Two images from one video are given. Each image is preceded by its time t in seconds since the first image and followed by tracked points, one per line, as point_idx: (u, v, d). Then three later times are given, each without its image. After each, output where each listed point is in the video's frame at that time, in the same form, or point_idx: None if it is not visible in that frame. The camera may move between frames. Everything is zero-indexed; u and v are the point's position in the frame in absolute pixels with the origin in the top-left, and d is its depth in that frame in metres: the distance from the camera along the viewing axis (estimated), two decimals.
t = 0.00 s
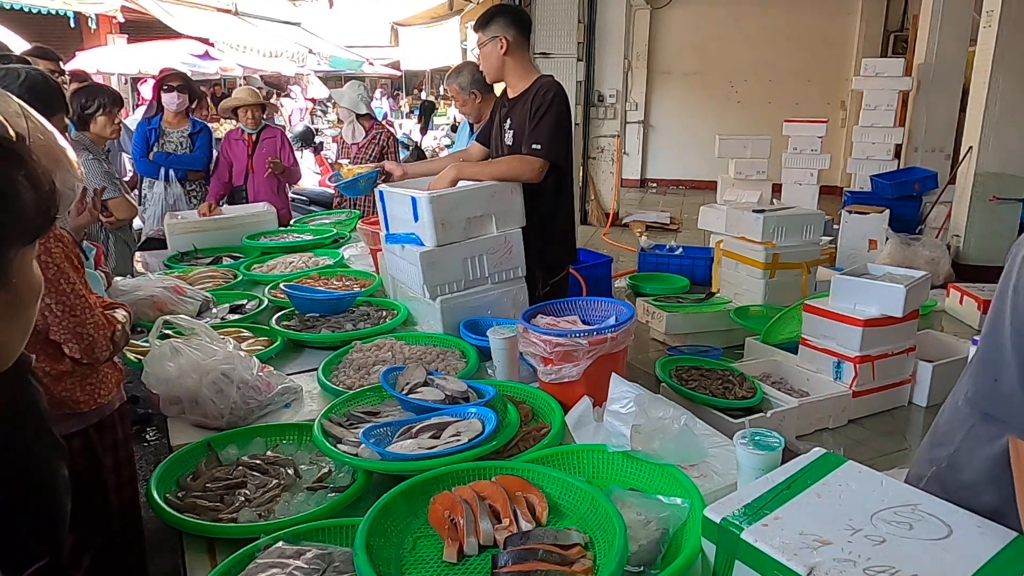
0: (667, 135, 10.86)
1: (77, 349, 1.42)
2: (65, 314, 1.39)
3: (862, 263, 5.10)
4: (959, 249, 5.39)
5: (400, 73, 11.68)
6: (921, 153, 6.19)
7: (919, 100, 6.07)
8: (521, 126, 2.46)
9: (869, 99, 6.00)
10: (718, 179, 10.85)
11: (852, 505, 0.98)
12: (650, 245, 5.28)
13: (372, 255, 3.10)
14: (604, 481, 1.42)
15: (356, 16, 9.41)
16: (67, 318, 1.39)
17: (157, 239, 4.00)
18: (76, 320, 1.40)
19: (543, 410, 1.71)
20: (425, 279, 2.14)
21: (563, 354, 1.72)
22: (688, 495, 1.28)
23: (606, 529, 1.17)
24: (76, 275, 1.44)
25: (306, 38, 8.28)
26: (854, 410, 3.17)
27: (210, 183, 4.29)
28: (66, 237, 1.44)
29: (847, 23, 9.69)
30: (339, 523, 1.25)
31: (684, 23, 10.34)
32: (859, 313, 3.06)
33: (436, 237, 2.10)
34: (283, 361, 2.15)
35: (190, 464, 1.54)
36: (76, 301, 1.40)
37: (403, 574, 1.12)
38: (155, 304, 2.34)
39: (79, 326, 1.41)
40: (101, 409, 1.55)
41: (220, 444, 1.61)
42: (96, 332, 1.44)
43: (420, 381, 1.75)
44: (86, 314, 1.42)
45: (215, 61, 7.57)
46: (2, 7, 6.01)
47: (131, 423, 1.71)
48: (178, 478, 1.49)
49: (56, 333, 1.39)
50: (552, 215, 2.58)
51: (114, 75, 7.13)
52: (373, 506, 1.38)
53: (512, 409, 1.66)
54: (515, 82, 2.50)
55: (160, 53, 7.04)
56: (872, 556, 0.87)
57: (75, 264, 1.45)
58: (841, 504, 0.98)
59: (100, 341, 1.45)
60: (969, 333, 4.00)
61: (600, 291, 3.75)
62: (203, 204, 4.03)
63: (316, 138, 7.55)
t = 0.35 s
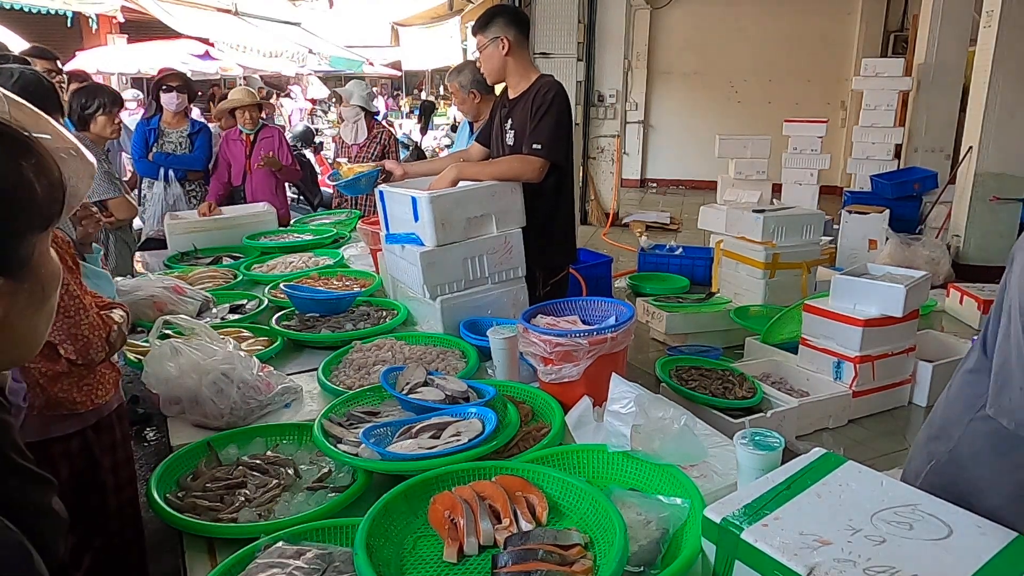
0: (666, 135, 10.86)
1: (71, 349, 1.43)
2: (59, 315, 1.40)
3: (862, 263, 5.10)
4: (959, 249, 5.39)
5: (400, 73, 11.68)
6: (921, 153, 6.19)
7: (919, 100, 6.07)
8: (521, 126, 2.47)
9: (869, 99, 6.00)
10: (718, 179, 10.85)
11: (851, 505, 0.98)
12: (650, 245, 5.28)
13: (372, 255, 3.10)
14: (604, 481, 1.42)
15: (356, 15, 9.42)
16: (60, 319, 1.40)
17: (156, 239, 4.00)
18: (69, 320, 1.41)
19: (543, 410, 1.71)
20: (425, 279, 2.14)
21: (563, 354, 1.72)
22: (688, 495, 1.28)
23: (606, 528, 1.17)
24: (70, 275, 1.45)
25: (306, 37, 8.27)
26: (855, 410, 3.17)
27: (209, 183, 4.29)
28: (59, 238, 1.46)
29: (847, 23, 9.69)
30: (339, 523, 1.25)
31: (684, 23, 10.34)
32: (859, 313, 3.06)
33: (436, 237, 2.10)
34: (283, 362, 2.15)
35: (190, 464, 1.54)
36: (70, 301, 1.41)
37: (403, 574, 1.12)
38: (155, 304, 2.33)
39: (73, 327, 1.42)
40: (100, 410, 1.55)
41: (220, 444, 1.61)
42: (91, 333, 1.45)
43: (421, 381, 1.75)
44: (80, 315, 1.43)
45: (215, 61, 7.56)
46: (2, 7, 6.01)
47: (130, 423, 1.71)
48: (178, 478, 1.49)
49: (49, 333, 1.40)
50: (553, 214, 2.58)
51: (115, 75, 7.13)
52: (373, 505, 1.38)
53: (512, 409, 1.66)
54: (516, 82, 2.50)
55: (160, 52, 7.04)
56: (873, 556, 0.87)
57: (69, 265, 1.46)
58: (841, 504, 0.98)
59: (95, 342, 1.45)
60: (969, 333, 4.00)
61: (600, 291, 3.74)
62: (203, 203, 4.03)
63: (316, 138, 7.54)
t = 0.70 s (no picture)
0: (666, 135, 10.86)
1: (67, 350, 1.41)
2: (53, 316, 1.39)
3: (862, 263, 5.10)
4: (960, 249, 5.38)
5: (401, 73, 11.68)
6: (922, 153, 6.18)
7: (919, 100, 6.07)
8: (522, 125, 2.47)
9: (869, 99, 6.00)
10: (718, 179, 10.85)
11: (852, 505, 0.98)
12: (650, 245, 5.28)
13: (372, 255, 3.10)
14: (604, 481, 1.42)
15: (356, 15, 9.42)
16: (55, 320, 1.39)
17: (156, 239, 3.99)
18: (65, 321, 1.40)
19: (543, 410, 1.71)
20: (425, 279, 2.14)
21: (563, 354, 1.72)
22: (688, 495, 1.28)
23: (606, 529, 1.17)
24: (65, 276, 1.44)
25: (306, 37, 8.27)
26: (854, 410, 3.17)
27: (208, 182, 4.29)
28: (55, 238, 1.44)
29: (847, 23, 9.69)
30: (339, 523, 1.25)
31: (684, 23, 10.34)
32: (859, 313, 3.06)
33: (436, 237, 2.10)
34: (283, 362, 2.15)
35: (190, 464, 1.54)
36: (64, 302, 1.40)
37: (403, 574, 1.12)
38: (155, 304, 2.34)
39: (68, 328, 1.40)
40: (96, 411, 1.55)
41: (220, 444, 1.61)
42: (86, 335, 1.43)
43: (421, 381, 1.75)
44: (75, 316, 1.42)
45: (215, 61, 7.56)
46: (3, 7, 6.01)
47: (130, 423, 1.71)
48: (179, 477, 1.49)
49: (45, 334, 1.39)
50: (553, 214, 2.57)
51: (115, 76, 7.13)
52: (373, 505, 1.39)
53: (512, 409, 1.66)
54: (518, 81, 2.50)
55: (159, 52, 7.04)
56: (873, 556, 0.87)
57: (64, 266, 1.45)
58: (841, 504, 0.98)
59: (90, 343, 1.44)
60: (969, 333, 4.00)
61: (600, 291, 3.74)
62: (202, 203, 4.02)
63: (316, 138, 7.54)
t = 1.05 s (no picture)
0: (666, 135, 10.87)
1: (72, 350, 1.40)
2: (61, 316, 1.37)
3: (862, 263, 5.09)
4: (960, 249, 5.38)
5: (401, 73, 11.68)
6: (921, 153, 6.17)
7: (919, 100, 6.07)
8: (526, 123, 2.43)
9: (869, 99, 6.00)
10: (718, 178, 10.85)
11: (852, 505, 0.98)
12: (650, 245, 5.28)
13: (372, 255, 3.10)
14: (604, 481, 1.42)
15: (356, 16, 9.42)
16: (62, 320, 1.37)
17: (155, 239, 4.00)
18: (72, 321, 1.38)
19: (543, 410, 1.71)
20: (425, 279, 2.14)
21: (563, 354, 1.72)
22: (688, 494, 1.28)
23: (607, 528, 1.17)
24: (74, 276, 1.42)
25: (306, 38, 8.27)
26: (854, 410, 3.17)
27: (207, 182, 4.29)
28: (63, 237, 1.42)
29: (847, 23, 9.68)
30: (339, 523, 1.25)
31: (684, 23, 10.35)
32: (859, 313, 3.06)
33: (436, 237, 2.10)
34: (283, 362, 2.15)
35: (190, 464, 1.54)
36: (72, 302, 1.38)
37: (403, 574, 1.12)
38: (155, 304, 2.33)
39: (75, 328, 1.39)
40: (101, 409, 1.55)
41: (220, 444, 1.61)
42: (93, 334, 1.42)
43: (421, 381, 1.75)
44: (83, 316, 1.40)
45: (215, 61, 7.56)
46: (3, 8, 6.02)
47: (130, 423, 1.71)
48: (179, 477, 1.49)
49: (51, 334, 1.38)
50: (553, 215, 2.57)
51: (115, 75, 7.14)
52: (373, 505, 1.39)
53: (512, 409, 1.66)
54: (524, 80, 2.48)
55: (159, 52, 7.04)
56: (873, 556, 0.87)
57: (73, 265, 1.43)
58: (841, 504, 0.98)
59: (97, 343, 1.42)
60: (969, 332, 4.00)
61: (600, 291, 3.74)
62: (202, 203, 4.03)
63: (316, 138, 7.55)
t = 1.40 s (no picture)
0: (666, 135, 10.87)
1: (73, 350, 1.40)
2: (63, 315, 1.37)
3: (862, 263, 5.09)
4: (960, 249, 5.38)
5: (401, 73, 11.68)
6: (921, 153, 6.17)
7: (919, 100, 6.07)
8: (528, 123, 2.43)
9: (869, 99, 6.00)
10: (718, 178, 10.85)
11: (852, 505, 0.98)
12: (650, 245, 5.28)
13: (372, 255, 3.10)
14: (604, 481, 1.42)
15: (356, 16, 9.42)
16: (65, 319, 1.37)
17: (155, 239, 3.99)
18: (74, 321, 1.38)
19: (543, 410, 1.71)
20: (425, 279, 2.14)
21: (563, 354, 1.72)
22: (688, 494, 1.28)
23: (606, 528, 1.17)
24: (76, 275, 1.42)
25: (305, 37, 8.27)
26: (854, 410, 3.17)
27: (207, 182, 4.29)
28: (65, 237, 1.42)
29: (847, 23, 9.68)
30: (339, 523, 1.25)
31: (684, 23, 10.35)
32: (859, 313, 3.06)
33: (436, 236, 2.10)
34: (283, 362, 2.15)
35: (190, 464, 1.54)
36: (75, 301, 1.39)
37: (403, 574, 1.12)
38: (155, 304, 2.33)
39: (77, 328, 1.39)
40: (102, 408, 1.56)
41: (220, 444, 1.61)
42: (93, 334, 1.43)
43: (421, 381, 1.75)
44: (85, 315, 1.40)
45: (215, 61, 7.56)
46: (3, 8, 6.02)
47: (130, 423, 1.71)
48: (179, 477, 1.49)
49: (52, 334, 1.38)
50: (553, 215, 2.57)
51: (115, 75, 7.13)
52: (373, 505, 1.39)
53: (512, 409, 1.66)
54: (525, 80, 2.48)
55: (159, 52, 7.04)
56: (873, 556, 0.87)
57: (76, 264, 1.43)
58: (841, 504, 0.98)
59: (97, 342, 1.44)
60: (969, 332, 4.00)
61: (600, 291, 3.74)
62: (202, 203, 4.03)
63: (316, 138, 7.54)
